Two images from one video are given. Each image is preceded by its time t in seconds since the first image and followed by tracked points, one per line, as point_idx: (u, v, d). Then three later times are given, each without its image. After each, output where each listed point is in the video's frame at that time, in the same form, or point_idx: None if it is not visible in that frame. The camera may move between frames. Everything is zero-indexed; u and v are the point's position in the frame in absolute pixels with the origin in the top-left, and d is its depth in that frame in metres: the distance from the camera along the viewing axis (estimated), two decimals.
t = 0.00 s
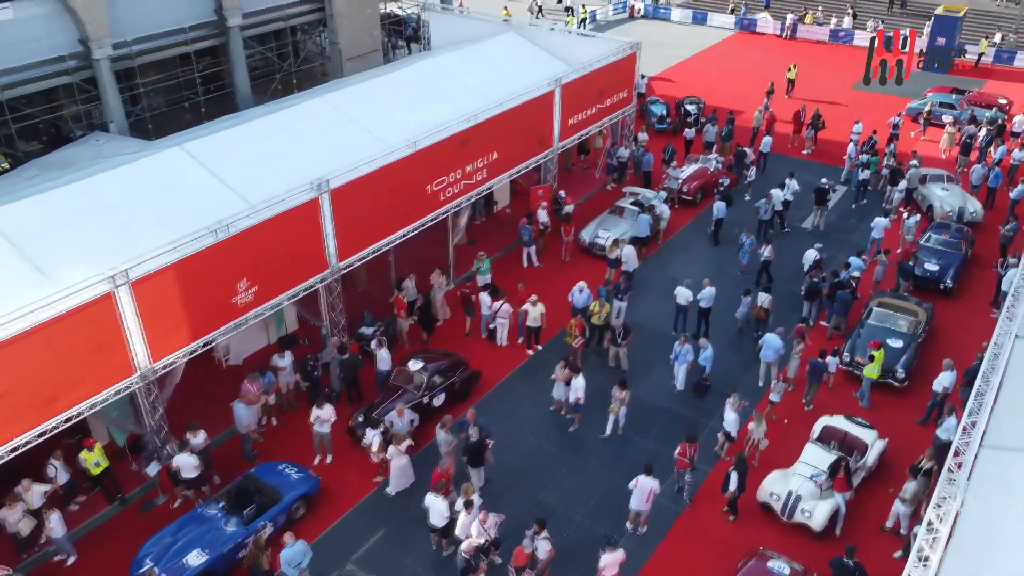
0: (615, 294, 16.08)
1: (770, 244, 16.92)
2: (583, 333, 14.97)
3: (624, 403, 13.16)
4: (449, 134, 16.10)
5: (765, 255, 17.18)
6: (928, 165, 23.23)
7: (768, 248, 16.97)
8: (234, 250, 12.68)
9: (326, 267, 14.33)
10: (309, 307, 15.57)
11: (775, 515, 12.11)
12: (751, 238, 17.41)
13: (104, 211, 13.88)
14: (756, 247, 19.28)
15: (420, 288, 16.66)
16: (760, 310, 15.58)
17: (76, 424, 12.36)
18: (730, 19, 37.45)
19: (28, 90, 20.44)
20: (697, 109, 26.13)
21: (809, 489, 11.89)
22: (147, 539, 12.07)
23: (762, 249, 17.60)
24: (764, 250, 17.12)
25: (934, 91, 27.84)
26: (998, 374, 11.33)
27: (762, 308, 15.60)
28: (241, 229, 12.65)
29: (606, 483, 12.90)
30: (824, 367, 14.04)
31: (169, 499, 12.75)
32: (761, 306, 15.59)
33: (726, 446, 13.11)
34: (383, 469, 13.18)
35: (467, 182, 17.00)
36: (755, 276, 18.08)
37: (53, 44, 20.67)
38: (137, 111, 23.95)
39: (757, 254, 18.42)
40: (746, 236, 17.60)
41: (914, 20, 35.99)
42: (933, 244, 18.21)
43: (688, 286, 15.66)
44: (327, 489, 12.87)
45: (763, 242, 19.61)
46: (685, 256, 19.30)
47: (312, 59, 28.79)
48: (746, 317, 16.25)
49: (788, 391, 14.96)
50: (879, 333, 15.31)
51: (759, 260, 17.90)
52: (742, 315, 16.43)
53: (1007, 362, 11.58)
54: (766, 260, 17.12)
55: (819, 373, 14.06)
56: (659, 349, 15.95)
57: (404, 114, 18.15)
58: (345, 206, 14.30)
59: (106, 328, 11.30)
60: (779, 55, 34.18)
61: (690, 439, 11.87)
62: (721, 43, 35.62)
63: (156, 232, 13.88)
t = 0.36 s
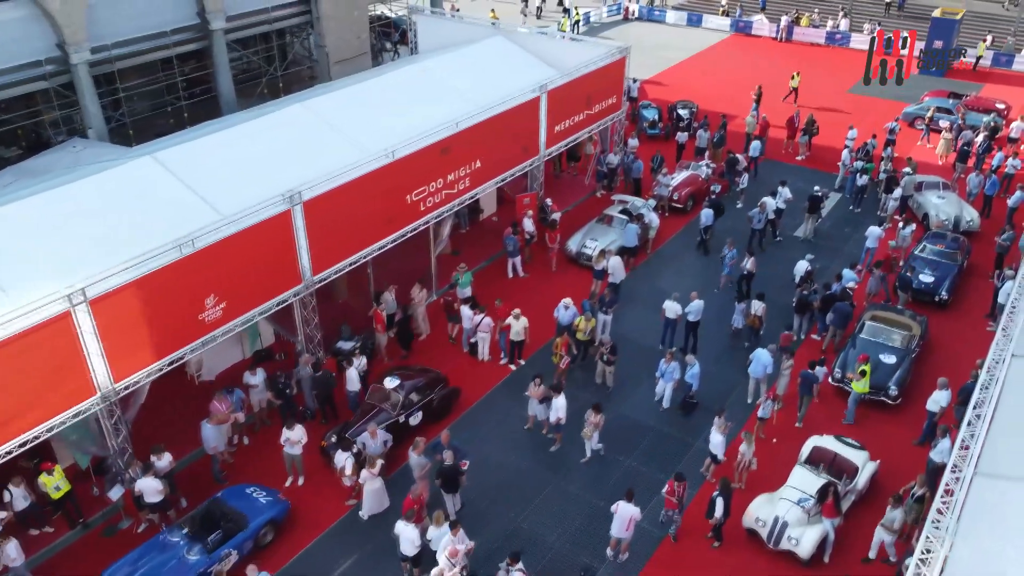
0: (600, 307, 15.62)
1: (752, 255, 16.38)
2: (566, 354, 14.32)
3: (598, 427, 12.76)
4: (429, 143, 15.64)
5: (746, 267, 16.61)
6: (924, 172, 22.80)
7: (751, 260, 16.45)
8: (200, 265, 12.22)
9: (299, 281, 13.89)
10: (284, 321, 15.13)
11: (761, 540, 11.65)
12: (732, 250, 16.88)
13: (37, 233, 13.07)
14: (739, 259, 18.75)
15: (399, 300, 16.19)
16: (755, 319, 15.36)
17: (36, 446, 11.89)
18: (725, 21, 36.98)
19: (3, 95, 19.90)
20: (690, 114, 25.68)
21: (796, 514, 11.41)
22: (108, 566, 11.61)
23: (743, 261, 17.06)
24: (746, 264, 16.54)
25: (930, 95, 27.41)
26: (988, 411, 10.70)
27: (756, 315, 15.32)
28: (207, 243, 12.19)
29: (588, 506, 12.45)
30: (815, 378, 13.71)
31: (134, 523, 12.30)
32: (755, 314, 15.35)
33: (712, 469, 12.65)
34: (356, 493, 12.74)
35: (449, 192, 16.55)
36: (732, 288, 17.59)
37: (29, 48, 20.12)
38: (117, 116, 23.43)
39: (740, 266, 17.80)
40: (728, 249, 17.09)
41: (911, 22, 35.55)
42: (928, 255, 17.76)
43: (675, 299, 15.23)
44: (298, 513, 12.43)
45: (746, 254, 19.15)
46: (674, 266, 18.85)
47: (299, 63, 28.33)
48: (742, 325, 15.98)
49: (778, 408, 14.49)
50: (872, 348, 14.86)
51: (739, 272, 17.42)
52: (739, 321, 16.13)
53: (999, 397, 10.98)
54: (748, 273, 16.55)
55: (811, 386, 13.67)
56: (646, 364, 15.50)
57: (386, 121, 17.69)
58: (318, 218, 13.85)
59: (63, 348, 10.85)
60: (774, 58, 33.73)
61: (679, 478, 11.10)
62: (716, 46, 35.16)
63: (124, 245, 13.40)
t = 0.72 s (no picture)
0: (585, 322, 15.15)
1: (730, 268, 16.01)
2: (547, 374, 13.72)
3: (571, 453, 11.96)
4: (408, 152, 15.16)
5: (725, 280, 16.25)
6: (920, 180, 22.33)
7: (729, 273, 16.05)
8: (164, 283, 11.77)
9: (270, 297, 13.42)
10: (257, 338, 14.66)
11: (747, 570, 11.18)
12: (711, 264, 16.36)
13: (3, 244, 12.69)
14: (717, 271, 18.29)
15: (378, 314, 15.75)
16: (749, 326, 15.12)
17: None
18: (720, 24, 36.51)
19: None
20: (682, 120, 25.21)
21: (782, 544, 10.92)
22: None
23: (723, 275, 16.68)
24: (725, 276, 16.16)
25: (927, 99, 26.94)
26: (982, 444, 10.19)
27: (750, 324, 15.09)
28: (171, 260, 11.75)
29: (568, 531, 11.99)
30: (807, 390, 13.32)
31: (95, 551, 11.82)
32: (748, 321, 15.14)
33: (697, 494, 12.18)
34: (326, 519, 12.27)
35: (429, 203, 16.07)
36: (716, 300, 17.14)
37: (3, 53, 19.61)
38: (97, 123, 22.91)
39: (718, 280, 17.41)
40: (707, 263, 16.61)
41: (908, 25, 35.06)
42: (924, 266, 17.26)
43: (662, 314, 14.80)
44: (266, 540, 11.95)
45: (726, 267, 18.65)
46: (663, 277, 18.37)
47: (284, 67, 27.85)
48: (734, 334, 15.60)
49: (767, 428, 14.02)
50: (865, 365, 14.39)
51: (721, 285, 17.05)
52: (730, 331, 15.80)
53: (993, 428, 10.47)
54: (727, 286, 16.19)
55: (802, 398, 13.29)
56: (631, 382, 15.06)
57: (366, 129, 17.25)
58: (290, 232, 13.38)
59: (16, 372, 10.36)
60: (769, 61, 33.25)
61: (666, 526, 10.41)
62: (711, 49, 34.69)
63: (86, 261, 12.89)
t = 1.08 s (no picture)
0: (567, 338, 14.71)
1: (707, 282, 15.60)
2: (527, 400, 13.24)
3: (542, 484, 11.49)
4: (385, 163, 14.69)
5: (702, 295, 15.88)
6: (915, 187, 21.88)
7: (706, 287, 15.63)
8: (124, 302, 11.31)
9: (239, 314, 12.97)
10: (229, 355, 14.21)
11: None
12: (687, 279, 16.03)
13: (4, 243, 12.62)
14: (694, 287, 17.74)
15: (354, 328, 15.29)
16: (740, 334, 14.99)
17: None
18: (714, 27, 36.09)
19: None
20: (674, 125, 24.78)
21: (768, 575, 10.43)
22: None
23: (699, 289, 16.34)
24: (701, 291, 15.78)
25: (924, 104, 26.47)
26: (976, 473, 9.71)
27: (740, 331, 15.00)
28: (131, 279, 11.30)
29: (546, 560, 11.49)
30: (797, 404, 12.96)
31: None
32: (739, 328, 15.03)
33: (680, 520, 11.70)
34: (295, 547, 11.81)
35: (408, 214, 15.60)
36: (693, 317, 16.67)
37: None
38: (75, 129, 22.39)
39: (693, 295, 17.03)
40: (682, 278, 16.33)
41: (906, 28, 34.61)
42: (917, 278, 16.83)
43: (647, 330, 14.34)
44: (230, 569, 11.49)
45: (702, 281, 18.06)
46: (652, 289, 17.92)
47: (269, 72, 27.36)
48: (725, 339, 15.53)
49: (755, 448, 13.55)
50: (856, 382, 13.91)
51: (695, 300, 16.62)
52: (720, 337, 15.66)
53: (988, 455, 9.98)
54: (705, 300, 15.79)
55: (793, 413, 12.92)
56: (616, 399, 14.60)
57: (345, 138, 16.81)
58: (259, 247, 12.92)
59: None
60: (765, 64, 32.82)
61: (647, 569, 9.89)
62: (705, 52, 34.24)
63: (76, 265, 12.73)
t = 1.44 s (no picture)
0: (547, 353, 14.30)
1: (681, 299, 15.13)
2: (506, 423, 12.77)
3: (509, 515, 11.03)
4: (359, 174, 14.26)
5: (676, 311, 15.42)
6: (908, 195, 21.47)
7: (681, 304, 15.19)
8: (81, 321, 10.89)
9: (205, 331, 12.56)
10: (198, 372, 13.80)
11: None
12: (660, 295, 15.55)
13: (4, 244, 12.54)
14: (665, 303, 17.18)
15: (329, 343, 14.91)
16: (728, 342, 14.83)
17: None
18: (708, 29, 35.69)
19: None
20: (664, 131, 24.38)
21: None
22: None
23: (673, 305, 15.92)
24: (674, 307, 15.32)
25: (919, 108, 26.04)
26: (965, 497, 9.34)
27: (729, 338, 14.84)
28: (89, 296, 10.89)
29: None
30: (785, 415, 12.67)
31: None
32: (728, 336, 14.88)
33: (659, 546, 11.27)
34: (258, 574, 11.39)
35: (385, 225, 15.17)
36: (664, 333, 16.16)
37: None
38: (52, 135, 21.93)
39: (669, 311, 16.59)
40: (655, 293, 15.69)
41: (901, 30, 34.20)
42: (909, 290, 16.39)
43: (629, 345, 13.97)
44: None
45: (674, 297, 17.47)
46: (638, 299, 17.50)
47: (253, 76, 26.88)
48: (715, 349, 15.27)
49: (739, 468, 13.12)
50: (844, 401, 13.48)
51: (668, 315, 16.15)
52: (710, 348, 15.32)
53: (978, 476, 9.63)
54: (678, 317, 15.40)
55: (781, 422, 12.69)
56: (597, 417, 14.18)
57: (323, 147, 16.41)
58: (226, 261, 12.50)
59: None
60: (758, 67, 32.41)
61: None
62: (699, 55, 33.82)
63: (36, 280, 12.28)
